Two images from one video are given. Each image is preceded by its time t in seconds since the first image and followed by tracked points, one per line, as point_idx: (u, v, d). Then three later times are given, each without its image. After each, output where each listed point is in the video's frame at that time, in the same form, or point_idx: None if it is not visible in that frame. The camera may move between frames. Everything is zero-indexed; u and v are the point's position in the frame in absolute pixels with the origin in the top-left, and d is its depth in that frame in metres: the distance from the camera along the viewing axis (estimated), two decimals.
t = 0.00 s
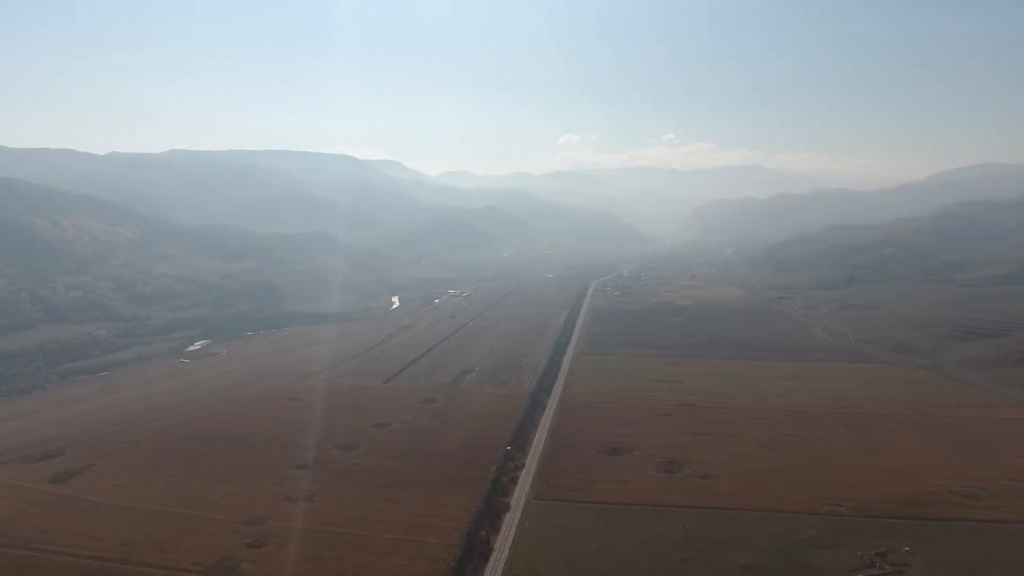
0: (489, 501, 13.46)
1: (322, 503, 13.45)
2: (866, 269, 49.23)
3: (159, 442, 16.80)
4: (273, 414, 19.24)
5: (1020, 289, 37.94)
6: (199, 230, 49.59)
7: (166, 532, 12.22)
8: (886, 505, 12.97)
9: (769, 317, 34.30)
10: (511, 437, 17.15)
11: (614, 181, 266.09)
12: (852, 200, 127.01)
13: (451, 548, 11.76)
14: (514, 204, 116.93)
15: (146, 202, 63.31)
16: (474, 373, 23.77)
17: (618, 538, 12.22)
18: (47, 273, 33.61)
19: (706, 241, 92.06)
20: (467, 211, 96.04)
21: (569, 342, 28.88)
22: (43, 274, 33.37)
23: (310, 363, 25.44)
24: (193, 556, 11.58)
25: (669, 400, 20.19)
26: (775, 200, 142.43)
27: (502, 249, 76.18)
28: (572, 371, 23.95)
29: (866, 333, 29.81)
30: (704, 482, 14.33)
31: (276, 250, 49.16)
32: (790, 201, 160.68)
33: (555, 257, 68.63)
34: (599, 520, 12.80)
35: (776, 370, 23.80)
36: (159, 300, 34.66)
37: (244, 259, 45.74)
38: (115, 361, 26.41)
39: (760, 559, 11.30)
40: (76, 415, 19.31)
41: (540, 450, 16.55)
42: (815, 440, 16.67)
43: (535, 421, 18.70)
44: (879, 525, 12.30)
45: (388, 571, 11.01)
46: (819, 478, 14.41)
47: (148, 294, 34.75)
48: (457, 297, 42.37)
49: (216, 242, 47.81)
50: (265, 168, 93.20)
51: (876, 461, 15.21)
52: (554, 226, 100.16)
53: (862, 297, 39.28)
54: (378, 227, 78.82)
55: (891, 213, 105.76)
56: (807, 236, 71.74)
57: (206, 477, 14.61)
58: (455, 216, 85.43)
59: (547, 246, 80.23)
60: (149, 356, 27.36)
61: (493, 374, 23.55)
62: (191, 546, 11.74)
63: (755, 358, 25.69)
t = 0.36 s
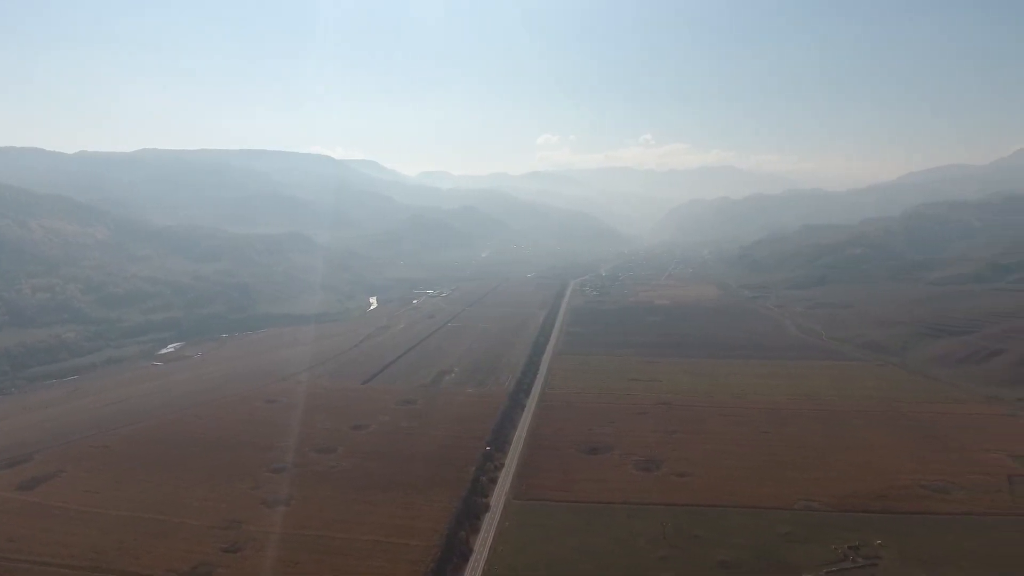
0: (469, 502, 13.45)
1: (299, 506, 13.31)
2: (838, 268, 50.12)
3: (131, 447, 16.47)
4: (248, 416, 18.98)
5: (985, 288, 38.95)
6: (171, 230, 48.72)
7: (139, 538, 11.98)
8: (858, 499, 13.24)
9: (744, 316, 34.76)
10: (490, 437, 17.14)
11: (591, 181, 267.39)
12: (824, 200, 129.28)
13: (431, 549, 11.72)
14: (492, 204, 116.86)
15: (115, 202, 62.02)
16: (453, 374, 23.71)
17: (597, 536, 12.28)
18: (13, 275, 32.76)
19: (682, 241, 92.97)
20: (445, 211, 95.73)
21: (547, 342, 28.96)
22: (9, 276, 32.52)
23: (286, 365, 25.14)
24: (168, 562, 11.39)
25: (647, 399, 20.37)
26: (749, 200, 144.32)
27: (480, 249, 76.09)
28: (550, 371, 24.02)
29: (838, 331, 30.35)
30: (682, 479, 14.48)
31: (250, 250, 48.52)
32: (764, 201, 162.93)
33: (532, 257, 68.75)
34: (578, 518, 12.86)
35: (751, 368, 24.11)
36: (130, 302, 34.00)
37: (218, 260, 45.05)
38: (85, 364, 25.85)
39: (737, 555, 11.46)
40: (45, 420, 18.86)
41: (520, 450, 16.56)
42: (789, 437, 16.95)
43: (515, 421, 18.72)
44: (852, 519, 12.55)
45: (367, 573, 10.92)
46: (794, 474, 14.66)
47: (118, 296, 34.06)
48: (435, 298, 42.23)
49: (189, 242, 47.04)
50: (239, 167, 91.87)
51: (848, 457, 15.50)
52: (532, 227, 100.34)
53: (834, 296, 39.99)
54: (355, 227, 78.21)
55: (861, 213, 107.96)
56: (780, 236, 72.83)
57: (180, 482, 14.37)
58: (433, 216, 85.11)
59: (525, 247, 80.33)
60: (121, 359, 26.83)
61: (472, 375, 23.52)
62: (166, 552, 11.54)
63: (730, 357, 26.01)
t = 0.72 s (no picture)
0: (447, 503, 13.42)
1: (275, 510, 13.15)
2: (810, 267, 50.95)
3: (100, 453, 16.12)
4: (221, 420, 18.69)
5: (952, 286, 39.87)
6: (142, 231, 47.77)
7: (109, 546, 11.73)
8: (830, 495, 13.48)
9: (719, 315, 35.16)
10: (468, 438, 17.12)
11: (568, 181, 268.35)
12: (796, 201, 131.35)
13: (408, 551, 11.65)
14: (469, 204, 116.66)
15: (83, 202, 60.66)
16: (430, 375, 23.60)
17: (575, 535, 12.32)
18: None
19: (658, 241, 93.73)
20: (421, 211, 95.30)
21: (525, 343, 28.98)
22: None
23: (261, 367, 24.82)
24: (139, 569, 11.17)
25: (624, 398, 20.50)
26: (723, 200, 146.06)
27: (457, 250, 75.89)
28: (528, 371, 24.04)
29: (811, 329, 30.84)
30: (659, 477, 14.61)
31: (224, 251, 47.81)
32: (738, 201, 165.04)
33: (510, 257, 68.75)
34: (556, 518, 12.90)
35: (726, 366, 24.42)
36: (99, 304, 33.28)
37: (190, 261, 44.30)
38: (52, 368, 25.23)
39: (712, 551, 11.59)
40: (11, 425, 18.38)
41: (498, 450, 16.56)
42: (764, 434, 17.19)
43: (493, 421, 18.72)
44: (825, 514, 12.78)
45: None
46: (769, 470, 14.86)
47: (87, 298, 33.32)
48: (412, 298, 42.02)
49: (161, 243, 46.20)
50: (211, 167, 90.43)
51: (821, 453, 15.77)
52: (509, 227, 100.36)
53: (807, 295, 40.63)
54: (330, 227, 77.48)
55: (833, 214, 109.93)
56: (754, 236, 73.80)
57: (152, 487, 14.10)
58: (409, 216, 84.65)
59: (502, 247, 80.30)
60: (90, 362, 26.24)
61: (449, 375, 23.45)
62: (137, 559, 11.32)
63: (706, 355, 26.28)
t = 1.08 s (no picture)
0: (427, 505, 13.37)
1: (252, 513, 13.00)
2: (786, 267, 51.65)
3: (72, 458, 15.80)
4: (197, 423, 18.42)
5: (923, 285, 40.66)
6: (115, 232, 46.93)
7: (81, 553, 11.50)
8: (806, 491, 13.68)
9: (698, 314, 35.52)
10: (449, 438, 17.07)
11: (548, 181, 268.93)
12: (772, 201, 133.04)
13: (388, 553, 11.59)
14: (449, 204, 116.44)
15: (55, 202, 59.47)
16: (411, 376, 23.51)
17: (556, 533, 12.37)
18: None
19: (637, 240, 94.41)
20: (401, 212, 94.89)
21: (505, 343, 29.00)
22: None
23: (238, 369, 24.52)
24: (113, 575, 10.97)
25: (605, 397, 20.60)
26: (701, 200, 147.36)
27: (437, 250, 75.67)
28: (509, 371, 24.04)
29: (787, 327, 31.27)
30: (639, 476, 14.70)
31: (200, 252, 47.18)
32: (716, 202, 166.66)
33: (490, 257, 68.72)
34: (537, 517, 12.93)
35: (704, 365, 24.66)
36: (71, 307, 32.65)
37: (165, 262, 43.63)
38: (22, 372, 24.68)
39: (692, 548, 11.71)
40: None
41: (478, 451, 16.55)
42: (742, 432, 17.38)
43: (474, 421, 18.71)
44: (801, 510, 12.98)
45: None
46: (748, 467, 15.03)
47: (59, 300, 32.67)
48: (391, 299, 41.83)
49: (135, 243, 45.44)
50: (187, 167, 89.23)
51: (799, 449, 15.98)
52: (489, 227, 100.38)
53: (783, 294, 41.19)
54: (309, 228, 76.82)
55: (808, 214, 111.63)
56: (732, 236, 74.61)
57: (126, 492, 13.86)
58: (389, 216, 84.28)
59: (482, 247, 80.30)
60: (61, 365, 25.73)
61: (430, 376, 23.38)
62: (110, 566, 11.13)
63: (685, 354, 26.53)
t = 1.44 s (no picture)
0: (410, 506, 13.32)
1: (232, 517, 12.86)
2: (766, 266, 52.25)
3: (46, 463, 15.48)
4: (175, 426, 18.15)
5: (899, 284, 41.37)
6: (90, 232, 46.12)
7: (56, 560, 11.28)
8: (786, 488, 13.84)
9: (679, 314, 35.79)
10: (432, 439, 17.03)
11: (531, 182, 269.17)
12: (752, 202, 134.46)
13: (371, 556, 11.52)
14: (431, 204, 116.08)
15: (27, 202, 58.25)
16: (393, 377, 23.40)
17: (539, 533, 12.38)
18: None
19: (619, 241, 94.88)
20: (382, 212, 94.43)
21: (488, 343, 28.98)
22: None
23: (218, 371, 24.23)
24: None
25: (587, 397, 20.67)
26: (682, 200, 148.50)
27: (419, 250, 75.40)
28: (492, 371, 24.04)
29: (767, 326, 31.61)
30: (621, 475, 14.78)
31: (178, 252, 46.53)
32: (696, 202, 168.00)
33: (472, 258, 68.62)
34: (521, 517, 12.92)
35: (686, 364, 24.85)
36: (45, 309, 32.01)
37: (142, 263, 42.99)
38: None
39: (674, 545, 11.79)
40: None
41: (461, 451, 16.51)
42: (722, 430, 17.55)
43: (456, 422, 18.66)
44: (782, 506, 13.14)
45: None
46: (728, 465, 15.17)
47: (32, 302, 32.02)
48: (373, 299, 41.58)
49: (110, 244, 44.67)
50: (165, 166, 87.94)
51: (779, 447, 16.16)
52: (472, 227, 100.25)
53: (763, 293, 41.65)
54: (289, 228, 76.12)
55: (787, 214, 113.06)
56: (712, 236, 75.28)
57: (103, 498, 13.62)
58: (371, 216, 83.80)
59: (464, 247, 80.13)
60: (35, 369, 25.21)
61: (413, 377, 23.30)
62: (86, 573, 10.94)
63: (667, 353, 26.71)
